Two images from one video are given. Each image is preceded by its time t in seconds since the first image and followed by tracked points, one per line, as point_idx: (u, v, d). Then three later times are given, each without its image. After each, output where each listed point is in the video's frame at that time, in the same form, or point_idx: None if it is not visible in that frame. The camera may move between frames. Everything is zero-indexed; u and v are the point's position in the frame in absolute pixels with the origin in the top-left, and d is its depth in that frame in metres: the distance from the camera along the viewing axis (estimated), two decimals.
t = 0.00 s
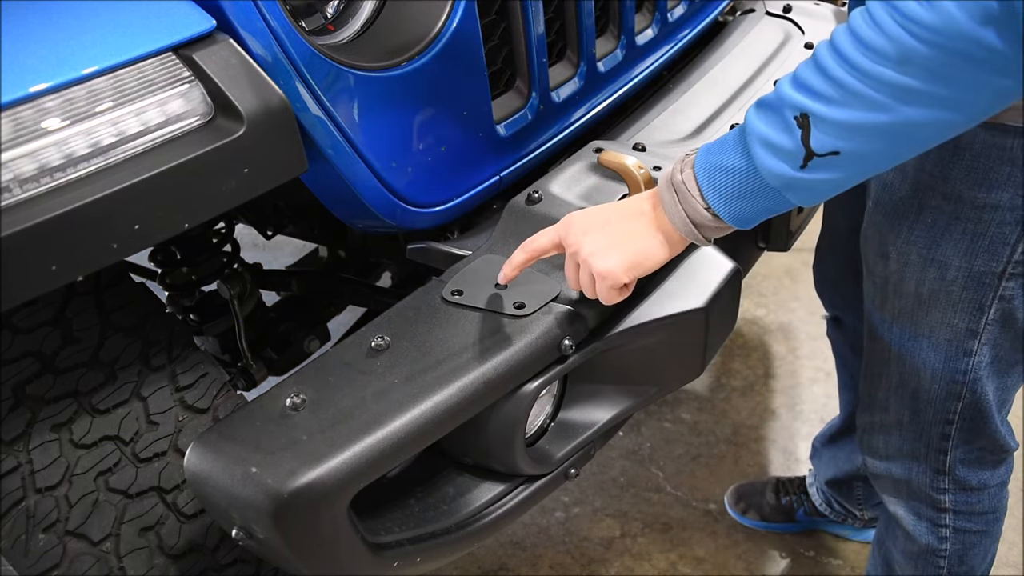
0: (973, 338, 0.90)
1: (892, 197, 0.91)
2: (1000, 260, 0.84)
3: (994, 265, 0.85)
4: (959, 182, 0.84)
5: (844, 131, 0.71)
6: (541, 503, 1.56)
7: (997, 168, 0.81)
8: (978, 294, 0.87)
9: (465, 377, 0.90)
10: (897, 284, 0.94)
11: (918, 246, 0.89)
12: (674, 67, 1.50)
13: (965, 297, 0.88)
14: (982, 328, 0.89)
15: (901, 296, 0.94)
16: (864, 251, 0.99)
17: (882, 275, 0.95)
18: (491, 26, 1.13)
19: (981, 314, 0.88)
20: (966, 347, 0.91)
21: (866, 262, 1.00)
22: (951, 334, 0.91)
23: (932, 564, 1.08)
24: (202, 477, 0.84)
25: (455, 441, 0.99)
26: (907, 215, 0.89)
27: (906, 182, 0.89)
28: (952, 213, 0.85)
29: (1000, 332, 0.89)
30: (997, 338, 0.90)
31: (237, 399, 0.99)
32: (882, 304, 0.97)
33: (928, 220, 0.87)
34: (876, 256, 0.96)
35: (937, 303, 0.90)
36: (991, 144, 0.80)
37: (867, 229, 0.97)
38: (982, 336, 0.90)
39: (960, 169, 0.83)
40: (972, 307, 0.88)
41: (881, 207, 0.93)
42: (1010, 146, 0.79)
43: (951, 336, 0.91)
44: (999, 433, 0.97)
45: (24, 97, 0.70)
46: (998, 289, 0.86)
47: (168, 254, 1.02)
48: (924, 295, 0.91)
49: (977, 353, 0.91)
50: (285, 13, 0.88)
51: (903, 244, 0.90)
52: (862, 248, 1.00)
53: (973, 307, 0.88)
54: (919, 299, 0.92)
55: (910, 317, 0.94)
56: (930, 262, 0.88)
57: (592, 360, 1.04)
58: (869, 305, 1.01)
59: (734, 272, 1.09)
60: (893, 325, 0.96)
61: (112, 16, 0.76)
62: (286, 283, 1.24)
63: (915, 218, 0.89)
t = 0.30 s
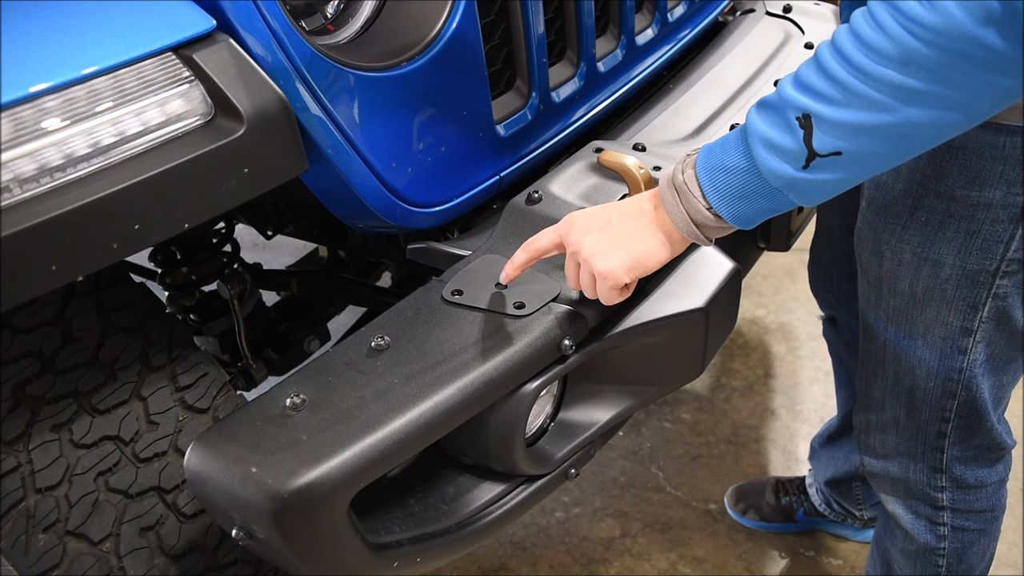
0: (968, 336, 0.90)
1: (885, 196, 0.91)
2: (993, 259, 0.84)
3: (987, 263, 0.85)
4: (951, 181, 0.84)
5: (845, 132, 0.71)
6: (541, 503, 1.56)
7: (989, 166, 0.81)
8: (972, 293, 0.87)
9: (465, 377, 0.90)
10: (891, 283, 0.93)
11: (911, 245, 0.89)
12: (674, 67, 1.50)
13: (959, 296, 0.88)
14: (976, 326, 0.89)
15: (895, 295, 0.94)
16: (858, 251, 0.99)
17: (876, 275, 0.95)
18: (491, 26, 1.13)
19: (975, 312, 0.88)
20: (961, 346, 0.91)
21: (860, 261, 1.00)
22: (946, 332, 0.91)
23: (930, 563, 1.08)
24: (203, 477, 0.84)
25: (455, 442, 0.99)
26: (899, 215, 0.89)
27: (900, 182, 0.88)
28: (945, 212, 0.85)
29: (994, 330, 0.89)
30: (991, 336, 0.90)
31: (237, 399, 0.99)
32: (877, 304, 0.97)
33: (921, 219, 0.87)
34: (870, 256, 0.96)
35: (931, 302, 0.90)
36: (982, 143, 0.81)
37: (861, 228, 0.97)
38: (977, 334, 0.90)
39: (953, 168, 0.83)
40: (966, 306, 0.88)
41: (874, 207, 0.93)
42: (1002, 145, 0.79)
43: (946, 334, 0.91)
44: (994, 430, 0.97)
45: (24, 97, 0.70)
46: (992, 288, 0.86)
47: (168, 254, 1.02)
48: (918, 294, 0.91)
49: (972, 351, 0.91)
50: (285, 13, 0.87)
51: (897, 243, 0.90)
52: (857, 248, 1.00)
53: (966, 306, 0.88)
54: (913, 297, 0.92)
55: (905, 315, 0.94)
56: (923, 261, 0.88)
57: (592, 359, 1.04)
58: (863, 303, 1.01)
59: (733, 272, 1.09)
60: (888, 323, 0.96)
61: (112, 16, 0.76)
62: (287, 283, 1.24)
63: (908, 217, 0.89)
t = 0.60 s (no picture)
0: (966, 335, 0.90)
1: (884, 196, 0.91)
2: (991, 257, 0.84)
3: (985, 262, 0.85)
4: (948, 179, 0.84)
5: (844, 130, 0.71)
6: (541, 503, 1.56)
7: (986, 166, 0.81)
8: (971, 292, 0.87)
9: (465, 377, 0.90)
10: (890, 282, 0.93)
11: (909, 244, 0.89)
12: (674, 67, 1.50)
13: (957, 295, 0.88)
14: (975, 325, 0.89)
15: (893, 294, 0.94)
16: (857, 250, 0.99)
17: (874, 273, 0.95)
18: (491, 27, 1.13)
19: (974, 311, 0.88)
20: (959, 344, 0.91)
21: (859, 261, 1.00)
22: (944, 331, 0.91)
23: (930, 562, 1.08)
24: (203, 477, 0.84)
25: (455, 441, 0.99)
26: (898, 214, 0.89)
27: (898, 181, 0.88)
28: (943, 211, 0.85)
29: (993, 329, 0.89)
30: (990, 335, 0.90)
31: (237, 399, 0.99)
32: (875, 303, 0.97)
33: (919, 218, 0.87)
34: (868, 255, 0.96)
35: (929, 301, 0.90)
36: (978, 142, 0.80)
37: (859, 228, 0.97)
38: (975, 333, 0.90)
39: (950, 166, 0.83)
40: (964, 305, 0.88)
41: (872, 206, 0.93)
42: (998, 143, 0.79)
43: (945, 333, 0.91)
44: (993, 429, 0.97)
45: (24, 97, 0.70)
46: (990, 287, 0.86)
47: (168, 254, 1.02)
48: (917, 293, 0.91)
49: (970, 350, 0.91)
50: (285, 13, 0.87)
51: (895, 242, 0.90)
52: (855, 248, 1.00)
53: (965, 305, 0.88)
54: (912, 297, 0.92)
55: (903, 314, 0.93)
56: (921, 259, 0.88)
57: (592, 359, 1.04)
58: (861, 302, 1.01)
59: (733, 272, 1.09)
60: (887, 322, 0.96)
61: (112, 16, 0.76)
62: (287, 283, 1.24)
63: (906, 216, 0.88)
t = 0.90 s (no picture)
0: (971, 335, 0.90)
1: (886, 196, 0.90)
2: (995, 257, 0.84)
3: (989, 261, 0.85)
4: (951, 180, 0.83)
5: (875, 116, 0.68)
6: (541, 503, 1.56)
7: (990, 166, 0.81)
8: (975, 291, 0.87)
9: (465, 377, 0.90)
10: (893, 282, 0.93)
11: (912, 244, 0.89)
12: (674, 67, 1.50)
13: (961, 294, 0.88)
14: (979, 324, 0.89)
15: (897, 294, 0.93)
16: (859, 251, 0.99)
17: (878, 274, 0.95)
18: (490, 27, 1.13)
19: (978, 310, 0.88)
20: (963, 344, 0.91)
21: (860, 260, 1.00)
22: (948, 331, 0.91)
23: (932, 562, 1.09)
24: (203, 477, 0.84)
25: (455, 441, 0.99)
26: (900, 213, 0.89)
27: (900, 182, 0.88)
28: (946, 211, 0.85)
29: (996, 328, 0.89)
30: (993, 334, 0.90)
31: (237, 399, 0.99)
32: (878, 303, 0.97)
33: (922, 218, 0.87)
34: (871, 255, 0.95)
35: (933, 300, 0.90)
36: (982, 143, 0.80)
37: (861, 228, 0.96)
38: (979, 332, 0.90)
39: (954, 167, 0.83)
40: (969, 304, 0.88)
41: (875, 206, 0.92)
42: (1002, 142, 0.79)
43: (949, 333, 0.91)
44: (997, 427, 0.97)
45: (24, 97, 0.70)
46: (994, 286, 0.86)
47: (168, 254, 1.02)
48: (921, 293, 0.91)
49: (975, 349, 0.91)
50: (285, 12, 0.87)
51: (898, 242, 0.90)
52: (857, 247, 0.99)
53: (969, 304, 0.88)
54: (916, 297, 0.91)
55: (906, 314, 0.93)
56: (925, 259, 0.88)
57: (592, 359, 1.04)
58: (864, 301, 1.00)
59: (733, 272, 1.09)
60: (890, 323, 0.96)
61: (112, 16, 0.76)
62: (287, 283, 1.24)
63: (909, 216, 0.88)
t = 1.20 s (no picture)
0: (979, 334, 0.90)
1: (896, 196, 0.89)
2: (1006, 255, 0.84)
3: (999, 261, 0.85)
4: (963, 179, 0.83)
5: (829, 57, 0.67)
6: (541, 503, 1.56)
7: (1001, 164, 0.80)
8: (984, 291, 0.87)
9: (465, 377, 0.90)
10: (901, 283, 0.92)
11: (921, 244, 0.88)
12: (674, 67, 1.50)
13: (970, 294, 0.88)
14: (987, 324, 0.89)
15: (905, 294, 0.92)
16: (864, 252, 0.98)
17: (885, 275, 0.94)
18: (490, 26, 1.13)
19: (987, 310, 0.88)
20: (971, 344, 0.91)
21: (867, 261, 0.99)
22: (956, 331, 0.90)
23: (935, 562, 1.09)
24: (202, 477, 0.84)
25: (454, 441, 0.99)
26: (908, 213, 0.88)
27: (909, 183, 0.87)
28: (956, 211, 0.84)
29: (1005, 327, 0.90)
30: (1002, 333, 0.90)
31: (237, 399, 0.99)
32: (884, 304, 0.96)
33: (931, 218, 0.86)
34: (879, 256, 0.95)
35: (942, 300, 0.89)
36: (996, 140, 0.80)
37: (868, 228, 0.96)
38: (987, 332, 0.90)
39: (965, 166, 0.82)
40: (977, 304, 0.88)
41: (884, 206, 0.91)
42: (1014, 141, 0.79)
43: (957, 333, 0.90)
44: (1003, 426, 0.97)
45: (23, 97, 0.70)
46: (1003, 285, 0.86)
47: (168, 254, 1.02)
48: (930, 294, 0.90)
49: (982, 349, 0.91)
50: (285, 12, 0.87)
51: (907, 243, 0.89)
52: (864, 248, 0.99)
53: (978, 304, 0.88)
54: (924, 297, 0.91)
55: (914, 315, 0.93)
56: (935, 259, 0.88)
57: (593, 359, 1.04)
58: (870, 303, 1.00)
59: (733, 272, 1.09)
60: (897, 324, 0.95)
61: (112, 17, 0.76)
62: (287, 283, 1.24)
63: (918, 216, 0.87)
